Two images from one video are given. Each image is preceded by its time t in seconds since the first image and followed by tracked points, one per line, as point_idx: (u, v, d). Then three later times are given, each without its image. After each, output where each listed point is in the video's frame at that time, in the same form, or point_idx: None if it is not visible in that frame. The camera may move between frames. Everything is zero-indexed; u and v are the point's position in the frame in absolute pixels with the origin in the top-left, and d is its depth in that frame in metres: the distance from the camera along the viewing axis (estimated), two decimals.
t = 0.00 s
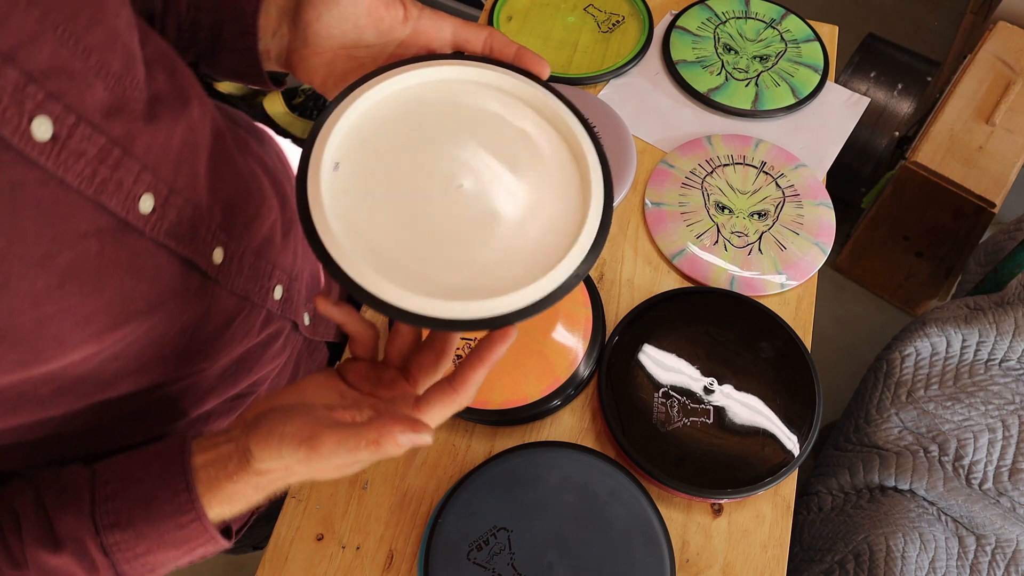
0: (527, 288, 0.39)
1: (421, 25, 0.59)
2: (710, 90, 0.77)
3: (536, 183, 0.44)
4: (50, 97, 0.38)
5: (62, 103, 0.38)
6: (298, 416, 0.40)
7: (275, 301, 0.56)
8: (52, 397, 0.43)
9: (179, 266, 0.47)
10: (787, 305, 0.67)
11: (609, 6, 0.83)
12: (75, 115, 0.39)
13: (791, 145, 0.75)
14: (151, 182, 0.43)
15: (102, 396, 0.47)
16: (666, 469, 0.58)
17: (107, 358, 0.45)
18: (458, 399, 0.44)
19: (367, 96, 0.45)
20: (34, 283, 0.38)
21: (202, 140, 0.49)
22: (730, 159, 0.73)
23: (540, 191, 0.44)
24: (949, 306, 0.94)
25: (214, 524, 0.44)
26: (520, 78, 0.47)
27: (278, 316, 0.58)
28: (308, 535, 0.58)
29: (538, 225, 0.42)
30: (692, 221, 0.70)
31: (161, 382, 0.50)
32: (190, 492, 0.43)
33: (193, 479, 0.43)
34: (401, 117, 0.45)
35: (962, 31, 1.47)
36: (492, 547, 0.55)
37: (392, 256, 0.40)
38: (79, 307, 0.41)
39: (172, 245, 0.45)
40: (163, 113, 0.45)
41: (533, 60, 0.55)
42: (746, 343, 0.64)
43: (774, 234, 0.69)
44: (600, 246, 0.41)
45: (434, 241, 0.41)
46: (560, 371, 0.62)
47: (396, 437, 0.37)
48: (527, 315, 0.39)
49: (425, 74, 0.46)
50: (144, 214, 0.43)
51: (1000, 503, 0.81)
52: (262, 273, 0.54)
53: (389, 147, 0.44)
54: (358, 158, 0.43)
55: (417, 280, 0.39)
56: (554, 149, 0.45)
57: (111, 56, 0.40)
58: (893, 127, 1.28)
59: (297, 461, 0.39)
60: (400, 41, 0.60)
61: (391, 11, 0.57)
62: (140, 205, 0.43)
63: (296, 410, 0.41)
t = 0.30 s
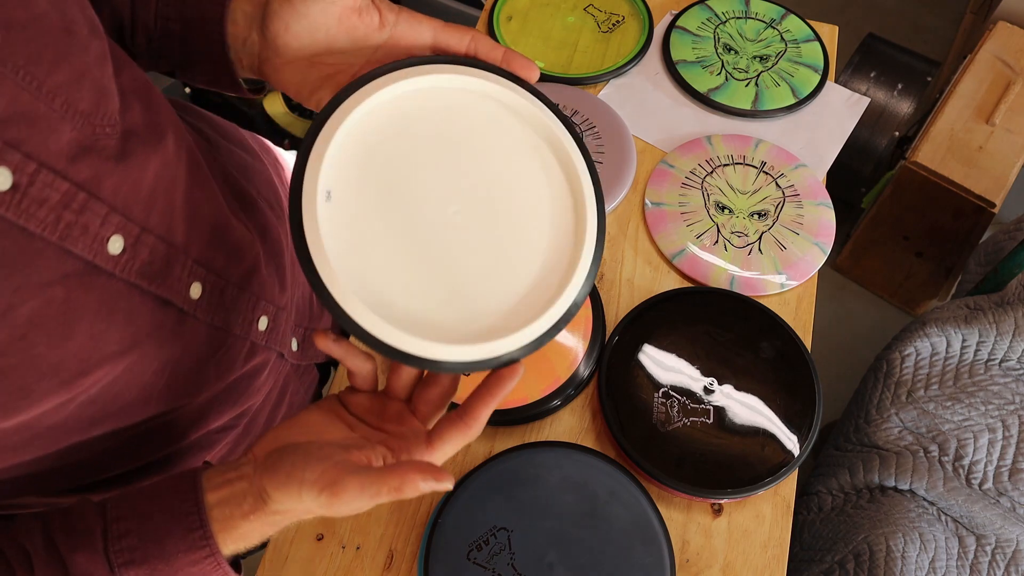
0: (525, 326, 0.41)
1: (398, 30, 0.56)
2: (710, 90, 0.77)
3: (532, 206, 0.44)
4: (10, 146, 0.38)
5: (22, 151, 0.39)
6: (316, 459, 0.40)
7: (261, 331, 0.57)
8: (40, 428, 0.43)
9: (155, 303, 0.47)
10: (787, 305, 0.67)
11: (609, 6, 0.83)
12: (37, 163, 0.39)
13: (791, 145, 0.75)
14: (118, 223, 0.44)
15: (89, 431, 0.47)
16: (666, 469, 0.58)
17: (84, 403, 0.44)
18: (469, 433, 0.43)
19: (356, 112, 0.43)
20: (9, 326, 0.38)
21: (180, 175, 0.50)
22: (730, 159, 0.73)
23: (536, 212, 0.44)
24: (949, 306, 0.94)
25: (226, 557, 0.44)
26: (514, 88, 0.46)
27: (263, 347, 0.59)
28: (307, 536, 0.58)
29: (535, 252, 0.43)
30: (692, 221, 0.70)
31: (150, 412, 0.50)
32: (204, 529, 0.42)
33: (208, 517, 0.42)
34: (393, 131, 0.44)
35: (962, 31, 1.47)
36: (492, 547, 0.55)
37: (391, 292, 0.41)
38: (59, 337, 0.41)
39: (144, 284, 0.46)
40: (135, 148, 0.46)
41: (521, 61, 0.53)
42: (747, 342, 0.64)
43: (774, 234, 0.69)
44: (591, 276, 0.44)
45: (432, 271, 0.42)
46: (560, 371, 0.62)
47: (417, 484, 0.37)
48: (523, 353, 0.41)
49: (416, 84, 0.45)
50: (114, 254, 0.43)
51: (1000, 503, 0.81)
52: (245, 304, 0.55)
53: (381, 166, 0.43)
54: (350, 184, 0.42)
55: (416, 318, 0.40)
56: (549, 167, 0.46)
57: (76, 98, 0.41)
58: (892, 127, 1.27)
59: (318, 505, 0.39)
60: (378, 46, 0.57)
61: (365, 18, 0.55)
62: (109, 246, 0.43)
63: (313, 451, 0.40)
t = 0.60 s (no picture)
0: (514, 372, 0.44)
1: (406, 52, 0.55)
2: (710, 90, 0.77)
3: (535, 239, 0.45)
4: None
5: (11, 170, 0.41)
6: (310, 473, 0.42)
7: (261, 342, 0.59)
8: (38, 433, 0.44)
9: (150, 317, 0.49)
10: (787, 305, 0.67)
11: (610, 6, 0.83)
12: (28, 182, 0.42)
13: (791, 145, 0.75)
14: (112, 240, 0.45)
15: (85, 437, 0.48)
16: (666, 469, 0.58)
17: (71, 415, 0.45)
18: (457, 456, 0.46)
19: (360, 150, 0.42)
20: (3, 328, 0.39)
21: (182, 189, 0.51)
22: (730, 159, 0.73)
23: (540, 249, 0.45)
24: (949, 306, 0.94)
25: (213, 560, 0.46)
26: (524, 118, 0.45)
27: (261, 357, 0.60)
28: (307, 535, 0.58)
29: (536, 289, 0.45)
30: (692, 221, 0.70)
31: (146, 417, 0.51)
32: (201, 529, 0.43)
33: (198, 521, 0.45)
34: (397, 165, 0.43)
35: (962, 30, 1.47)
36: (492, 547, 0.55)
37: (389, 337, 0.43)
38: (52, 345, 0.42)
39: (137, 299, 0.47)
40: (133, 163, 0.47)
41: (532, 89, 0.51)
42: (747, 342, 0.64)
43: (774, 234, 0.69)
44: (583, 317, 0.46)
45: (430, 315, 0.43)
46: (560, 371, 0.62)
47: (405, 505, 0.38)
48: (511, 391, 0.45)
49: (424, 115, 0.43)
50: (107, 270, 0.45)
51: (1000, 503, 0.81)
52: (245, 315, 0.56)
53: (384, 205, 0.43)
54: (352, 225, 0.43)
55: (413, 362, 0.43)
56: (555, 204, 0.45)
57: (72, 115, 0.43)
58: (892, 128, 1.26)
59: (309, 517, 0.41)
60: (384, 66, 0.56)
61: (371, 40, 0.53)
62: (102, 262, 0.45)
63: (308, 465, 0.42)
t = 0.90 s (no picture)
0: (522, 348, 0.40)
1: (421, 49, 0.56)
2: (710, 90, 0.77)
3: (529, 229, 0.44)
4: (13, 146, 0.40)
5: (25, 150, 0.41)
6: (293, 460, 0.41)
7: (271, 326, 0.58)
8: (50, 408, 0.45)
9: (156, 300, 0.48)
10: (787, 305, 0.67)
11: (609, 6, 0.83)
12: (40, 162, 0.41)
13: (792, 145, 0.75)
14: (123, 221, 0.45)
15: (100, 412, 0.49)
16: (666, 469, 0.58)
17: (79, 392, 0.46)
18: (445, 446, 0.44)
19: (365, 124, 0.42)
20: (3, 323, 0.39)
21: (188, 177, 0.51)
22: (730, 159, 0.73)
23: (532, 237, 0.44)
24: (949, 306, 0.94)
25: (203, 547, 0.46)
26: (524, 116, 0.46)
27: (273, 342, 0.60)
28: (307, 535, 0.58)
29: (530, 275, 0.43)
30: (692, 221, 0.70)
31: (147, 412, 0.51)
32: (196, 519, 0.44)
33: (186, 506, 0.44)
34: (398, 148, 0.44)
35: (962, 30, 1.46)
36: (492, 547, 0.55)
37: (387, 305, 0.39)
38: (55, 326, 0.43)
39: (146, 281, 0.47)
40: (140, 148, 0.47)
41: (533, 98, 0.53)
42: (746, 342, 0.64)
43: (774, 234, 0.69)
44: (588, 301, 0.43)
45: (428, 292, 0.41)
46: (560, 371, 0.62)
47: (385, 494, 0.37)
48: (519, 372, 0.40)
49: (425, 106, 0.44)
50: (117, 252, 0.45)
51: (1000, 503, 0.81)
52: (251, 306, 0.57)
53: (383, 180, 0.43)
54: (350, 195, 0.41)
55: (413, 331, 0.39)
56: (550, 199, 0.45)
57: (82, 98, 0.43)
58: (892, 127, 1.27)
59: (291, 505, 0.39)
60: (397, 64, 0.56)
61: (389, 35, 0.54)
62: (111, 243, 0.44)
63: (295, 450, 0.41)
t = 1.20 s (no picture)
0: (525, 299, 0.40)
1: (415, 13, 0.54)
2: (710, 90, 0.77)
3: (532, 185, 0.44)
4: (32, 101, 0.39)
5: (44, 107, 0.40)
6: (308, 416, 0.41)
7: (276, 300, 0.58)
8: (66, 369, 0.44)
9: (167, 266, 0.47)
10: (787, 305, 0.67)
11: (609, 6, 0.83)
12: (58, 120, 0.40)
13: (792, 145, 0.75)
14: (135, 184, 0.44)
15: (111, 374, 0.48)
16: (666, 469, 0.58)
17: (93, 353, 0.45)
18: (459, 395, 0.44)
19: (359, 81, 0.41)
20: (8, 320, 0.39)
21: (194, 141, 0.50)
22: (730, 159, 0.73)
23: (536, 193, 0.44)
24: (948, 306, 0.94)
25: (220, 510, 0.46)
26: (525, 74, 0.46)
27: (278, 315, 0.59)
28: (307, 535, 0.58)
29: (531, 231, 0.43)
30: (692, 221, 0.70)
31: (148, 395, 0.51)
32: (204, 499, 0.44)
33: (201, 472, 0.44)
34: (399, 101, 0.43)
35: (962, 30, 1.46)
36: (492, 547, 0.55)
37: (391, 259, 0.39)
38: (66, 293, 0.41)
39: (157, 245, 0.46)
40: (149, 115, 0.46)
41: (524, 56, 0.53)
42: (746, 342, 0.64)
43: (774, 234, 0.69)
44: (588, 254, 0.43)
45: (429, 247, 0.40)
46: (560, 371, 0.62)
47: (404, 434, 0.38)
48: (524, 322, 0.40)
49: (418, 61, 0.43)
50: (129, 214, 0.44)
51: (1000, 503, 0.81)
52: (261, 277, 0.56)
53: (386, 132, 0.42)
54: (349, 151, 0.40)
55: (418, 282, 0.39)
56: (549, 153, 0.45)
57: (95, 64, 0.41)
58: (892, 127, 1.27)
59: (307, 459, 0.40)
60: (391, 29, 0.55)
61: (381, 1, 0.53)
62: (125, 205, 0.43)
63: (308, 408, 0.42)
